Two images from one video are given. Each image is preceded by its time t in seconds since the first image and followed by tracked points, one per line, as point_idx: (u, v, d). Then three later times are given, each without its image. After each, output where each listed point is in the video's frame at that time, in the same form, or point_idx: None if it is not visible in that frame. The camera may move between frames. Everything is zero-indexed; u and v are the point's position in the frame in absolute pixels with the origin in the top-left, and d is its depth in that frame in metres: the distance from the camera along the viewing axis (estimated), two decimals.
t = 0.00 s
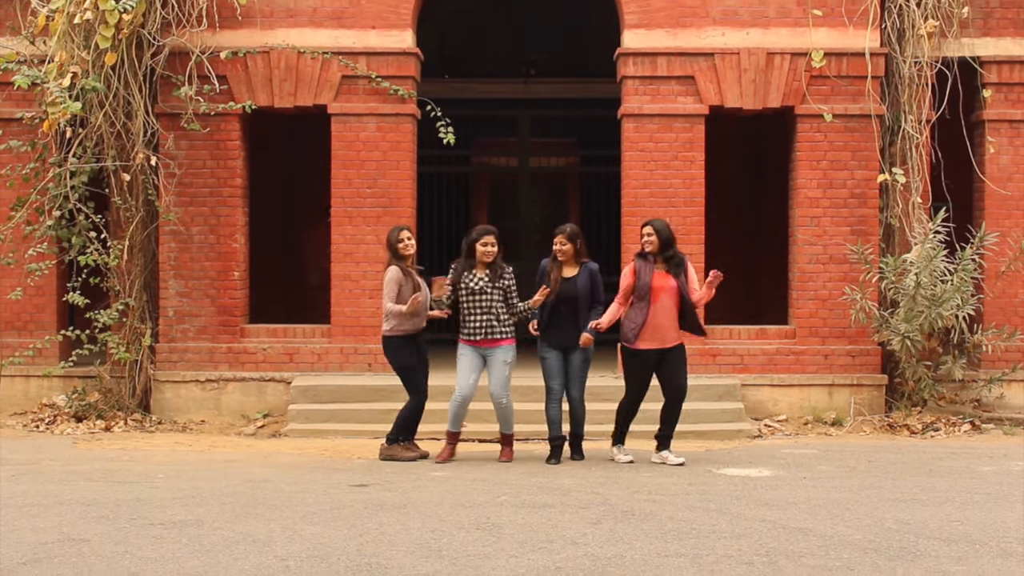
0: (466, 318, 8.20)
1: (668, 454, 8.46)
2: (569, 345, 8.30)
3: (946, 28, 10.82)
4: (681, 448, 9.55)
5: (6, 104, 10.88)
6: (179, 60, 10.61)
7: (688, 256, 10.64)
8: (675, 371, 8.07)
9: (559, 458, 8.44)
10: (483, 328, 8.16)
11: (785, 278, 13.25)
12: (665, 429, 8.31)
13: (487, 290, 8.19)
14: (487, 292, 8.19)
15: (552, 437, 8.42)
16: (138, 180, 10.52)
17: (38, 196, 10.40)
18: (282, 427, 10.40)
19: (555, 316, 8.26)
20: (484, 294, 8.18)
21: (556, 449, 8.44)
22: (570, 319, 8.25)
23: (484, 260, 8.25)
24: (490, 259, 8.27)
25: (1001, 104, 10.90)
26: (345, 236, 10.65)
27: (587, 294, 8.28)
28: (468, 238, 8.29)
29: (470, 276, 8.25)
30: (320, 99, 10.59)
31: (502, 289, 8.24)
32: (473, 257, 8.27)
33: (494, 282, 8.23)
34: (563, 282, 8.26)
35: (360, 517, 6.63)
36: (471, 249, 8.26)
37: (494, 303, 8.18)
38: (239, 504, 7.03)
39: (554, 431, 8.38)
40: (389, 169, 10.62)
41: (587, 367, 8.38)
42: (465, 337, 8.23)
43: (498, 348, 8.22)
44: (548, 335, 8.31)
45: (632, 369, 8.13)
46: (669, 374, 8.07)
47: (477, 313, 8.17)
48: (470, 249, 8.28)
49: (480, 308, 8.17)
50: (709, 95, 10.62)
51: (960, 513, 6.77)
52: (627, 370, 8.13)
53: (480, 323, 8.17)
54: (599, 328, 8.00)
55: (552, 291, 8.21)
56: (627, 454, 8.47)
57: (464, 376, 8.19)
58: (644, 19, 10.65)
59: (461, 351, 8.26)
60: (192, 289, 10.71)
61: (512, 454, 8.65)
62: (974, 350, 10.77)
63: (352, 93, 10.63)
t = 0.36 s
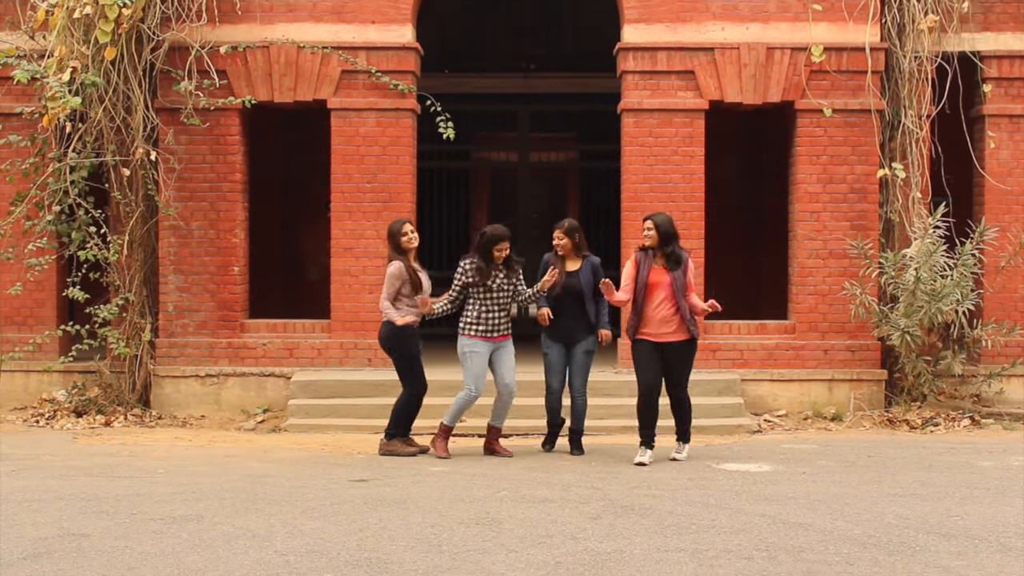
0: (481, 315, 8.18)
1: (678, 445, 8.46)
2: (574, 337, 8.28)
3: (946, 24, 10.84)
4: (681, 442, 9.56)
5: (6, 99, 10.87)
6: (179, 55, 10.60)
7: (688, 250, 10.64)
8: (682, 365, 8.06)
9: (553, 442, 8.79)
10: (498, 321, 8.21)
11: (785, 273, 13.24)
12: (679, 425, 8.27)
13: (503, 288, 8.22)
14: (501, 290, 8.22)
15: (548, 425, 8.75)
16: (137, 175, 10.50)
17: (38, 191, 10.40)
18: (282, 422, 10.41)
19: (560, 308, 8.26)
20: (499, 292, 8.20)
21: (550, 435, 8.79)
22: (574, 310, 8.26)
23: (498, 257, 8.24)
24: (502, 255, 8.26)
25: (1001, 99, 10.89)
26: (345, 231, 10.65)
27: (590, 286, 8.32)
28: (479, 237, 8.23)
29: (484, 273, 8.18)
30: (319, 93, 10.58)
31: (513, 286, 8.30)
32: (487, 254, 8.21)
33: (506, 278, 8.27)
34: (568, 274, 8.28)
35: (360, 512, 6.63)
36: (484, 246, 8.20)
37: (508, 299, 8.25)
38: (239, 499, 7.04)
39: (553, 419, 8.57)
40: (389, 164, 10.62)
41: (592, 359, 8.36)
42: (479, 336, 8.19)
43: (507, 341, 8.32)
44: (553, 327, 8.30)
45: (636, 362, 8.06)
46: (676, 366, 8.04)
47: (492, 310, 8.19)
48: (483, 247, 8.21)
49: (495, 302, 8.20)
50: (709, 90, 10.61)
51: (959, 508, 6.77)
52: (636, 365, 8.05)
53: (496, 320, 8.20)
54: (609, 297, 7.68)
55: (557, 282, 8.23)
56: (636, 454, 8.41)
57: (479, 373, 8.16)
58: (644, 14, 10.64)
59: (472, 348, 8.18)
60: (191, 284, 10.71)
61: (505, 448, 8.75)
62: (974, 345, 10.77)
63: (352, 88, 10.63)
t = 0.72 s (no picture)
0: (464, 316, 8.20)
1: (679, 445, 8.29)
2: (562, 338, 8.30)
3: (946, 22, 10.85)
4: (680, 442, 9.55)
5: (6, 99, 10.87)
6: (179, 54, 10.60)
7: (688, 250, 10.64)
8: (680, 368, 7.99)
9: (553, 442, 8.84)
10: (479, 324, 8.20)
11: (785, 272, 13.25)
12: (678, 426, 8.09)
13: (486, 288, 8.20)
14: (485, 290, 8.20)
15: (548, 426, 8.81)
16: (138, 175, 10.50)
17: (37, 190, 10.39)
18: (281, 421, 10.41)
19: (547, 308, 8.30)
20: (483, 292, 8.18)
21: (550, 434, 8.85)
22: (562, 310, 8.28)
23: (482, 257, 8.22)
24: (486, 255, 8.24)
25: (1000, 98, 10.88)
26: (345, 230, 10.65)
27: (580, 287, 8.27)
28: (463, 236, 8.18)
29: (469, 273, 8.14)
30: (319, 92, 10.58)
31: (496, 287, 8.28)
32: (471, 254, 8.17)
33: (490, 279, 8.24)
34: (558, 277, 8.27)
35: (360, 511, 6.63)
36: (469, 246, 8.17)
37: (491, 300, 8.23)
38: (238, 498, 7.04)
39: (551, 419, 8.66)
40: (389, 163, 10.62)
41: (581, 358, 8.33)
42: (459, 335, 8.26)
43: (493, 342, 8.26)
44: (542, 327, 8.35)
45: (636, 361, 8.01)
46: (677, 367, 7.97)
47: (476, 311, 8.18)
48: (468, 248, 8.18)
49: (474, 306, 8.17)
50: (709, 89, 10.61)
51: (959, 507, 6.78)
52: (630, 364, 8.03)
53: (480, 321, 8.20)
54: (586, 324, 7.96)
55: (548, 285, 8.25)
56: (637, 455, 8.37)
57: (458, 370, 8.21)
58: (644, 13, 10.64)
59: (452, 347, 8.29)
60: (192, 283, 10.71)
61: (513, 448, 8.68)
62: (974, 344, 10.77)
63: (352, 87, 10.63)
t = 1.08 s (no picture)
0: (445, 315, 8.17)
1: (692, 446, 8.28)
2: (562, 333, 8.33)
3: (946, 21, 10.85)
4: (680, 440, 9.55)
5: (6, 97, 10.87)
6: (179, 52, 10.60)
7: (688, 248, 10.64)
8: (693, 366, 7.86)
9: (553, 441, 8.84)
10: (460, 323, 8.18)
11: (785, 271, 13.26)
12: (699, 432, 8.11)
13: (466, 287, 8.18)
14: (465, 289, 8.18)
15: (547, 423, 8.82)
16: (138, 173, 10.51)
17: (37, 189, 10.37)
18: (281, 420, 10.41)
19: (546, 302, 8.30)
20: (463, 291, 8.17)
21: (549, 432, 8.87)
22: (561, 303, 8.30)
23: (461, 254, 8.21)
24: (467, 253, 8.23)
25: (1001, 96, 10.88)
26: (345, 228, 10.65)
27: (579, 281, 8.32)
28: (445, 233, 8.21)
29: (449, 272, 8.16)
30: (319, 91, 10.57)
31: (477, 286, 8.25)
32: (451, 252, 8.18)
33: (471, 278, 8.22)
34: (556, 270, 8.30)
35: (360, 509, 6.63)
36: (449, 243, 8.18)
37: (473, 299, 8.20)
38: (238, 496, 7.04)
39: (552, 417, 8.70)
40: (389, 161, 10.61)
41: (581, 353, 8.40)
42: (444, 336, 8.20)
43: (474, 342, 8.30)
44: (542, 322, 8.34)
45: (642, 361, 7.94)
46: (685, 367, 7.83)
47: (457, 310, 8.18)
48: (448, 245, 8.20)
49: (461, 305, 8.18)
50: (709, 88, 10.61)
51: (959, 505, 6.78)
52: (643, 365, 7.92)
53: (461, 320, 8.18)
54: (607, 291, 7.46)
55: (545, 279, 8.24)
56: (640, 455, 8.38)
57: (451, 372, 8.18)
58: (644, 11, 10.63)
59: (444, 348, 8.19)
60: (192, 282, 10.71)
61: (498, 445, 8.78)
62: (974, 342, 10.78)
63: (352, 85, 10.63)
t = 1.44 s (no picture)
0: (450, 313, 8.17)
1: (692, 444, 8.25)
2: (566, 333, 8.35)
3: (946, 19, 10.84)
4: (680, 437, 9.55)
5: (6, 95, 10.87)
6: (179, 50, 10.59)
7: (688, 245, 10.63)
8: (692, 367, 7.86)
9: (554, 438, 8.84)
10: (464, 321, 8.16)
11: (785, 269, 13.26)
12: (689, 430, 8.07)
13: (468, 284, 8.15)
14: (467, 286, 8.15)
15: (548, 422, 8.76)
16: (138, 171, 10.52)
17: (38, 186, 10.35)
18: (281, 417, 10.41)
19: (550, 303, 8.31)
20: (466, 288, 8.14)
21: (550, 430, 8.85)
22: (566, 304, 8.30)
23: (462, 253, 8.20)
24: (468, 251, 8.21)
25: (1001, 94, 10.87)
26: (345, 226, 10.65)
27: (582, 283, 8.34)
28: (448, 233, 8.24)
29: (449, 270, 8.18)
30: (319, 89, 10.57)
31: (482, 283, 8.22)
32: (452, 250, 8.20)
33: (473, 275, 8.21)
34: (558, 271, 8.29)
35: (360, 507, 6.63)
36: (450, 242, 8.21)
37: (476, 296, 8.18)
38: (238, 494, 7.04)
39: (553, 417, 8.62)
40: (389, 158, 10.61)
41: (586, 353, 8.43)
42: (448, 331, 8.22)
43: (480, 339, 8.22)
44: (544, 322, 8.36)
45: (645, 355, 7.97)
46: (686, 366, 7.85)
47: (460, 307, 8.15)
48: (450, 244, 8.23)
49: (463, 303, 8.15)
50: (710, 85, 10.60)
51: (959, 503, 6.78)
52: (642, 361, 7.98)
53: (464, 318, 8.16)
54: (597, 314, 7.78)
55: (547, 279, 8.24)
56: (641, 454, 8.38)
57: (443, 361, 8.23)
58: (644, 8, 10.63)
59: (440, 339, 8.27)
60: (192, 279, 10.71)
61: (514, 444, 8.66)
62: (974, 340, 10.78)
63: (352, 83, 10.63)
